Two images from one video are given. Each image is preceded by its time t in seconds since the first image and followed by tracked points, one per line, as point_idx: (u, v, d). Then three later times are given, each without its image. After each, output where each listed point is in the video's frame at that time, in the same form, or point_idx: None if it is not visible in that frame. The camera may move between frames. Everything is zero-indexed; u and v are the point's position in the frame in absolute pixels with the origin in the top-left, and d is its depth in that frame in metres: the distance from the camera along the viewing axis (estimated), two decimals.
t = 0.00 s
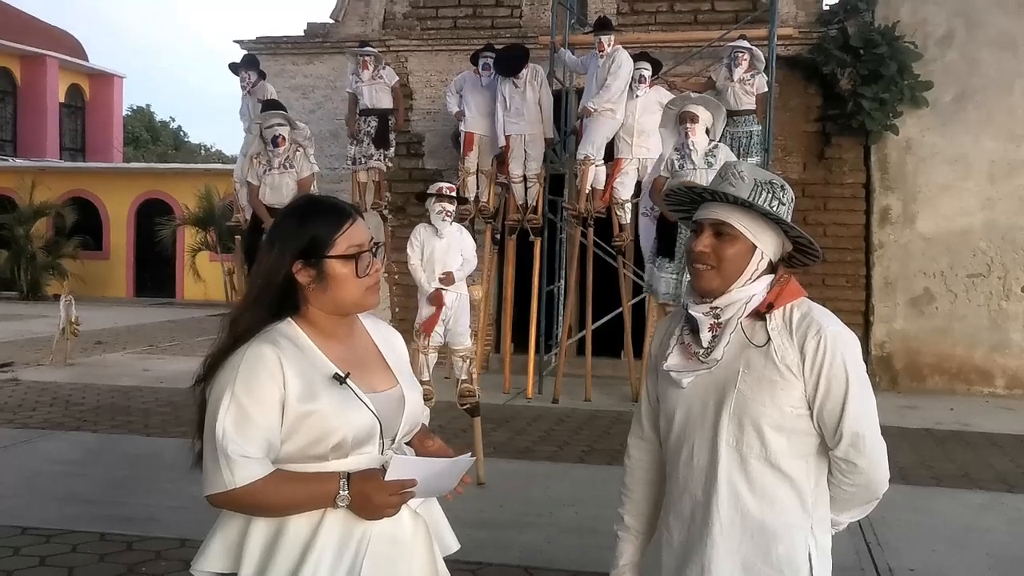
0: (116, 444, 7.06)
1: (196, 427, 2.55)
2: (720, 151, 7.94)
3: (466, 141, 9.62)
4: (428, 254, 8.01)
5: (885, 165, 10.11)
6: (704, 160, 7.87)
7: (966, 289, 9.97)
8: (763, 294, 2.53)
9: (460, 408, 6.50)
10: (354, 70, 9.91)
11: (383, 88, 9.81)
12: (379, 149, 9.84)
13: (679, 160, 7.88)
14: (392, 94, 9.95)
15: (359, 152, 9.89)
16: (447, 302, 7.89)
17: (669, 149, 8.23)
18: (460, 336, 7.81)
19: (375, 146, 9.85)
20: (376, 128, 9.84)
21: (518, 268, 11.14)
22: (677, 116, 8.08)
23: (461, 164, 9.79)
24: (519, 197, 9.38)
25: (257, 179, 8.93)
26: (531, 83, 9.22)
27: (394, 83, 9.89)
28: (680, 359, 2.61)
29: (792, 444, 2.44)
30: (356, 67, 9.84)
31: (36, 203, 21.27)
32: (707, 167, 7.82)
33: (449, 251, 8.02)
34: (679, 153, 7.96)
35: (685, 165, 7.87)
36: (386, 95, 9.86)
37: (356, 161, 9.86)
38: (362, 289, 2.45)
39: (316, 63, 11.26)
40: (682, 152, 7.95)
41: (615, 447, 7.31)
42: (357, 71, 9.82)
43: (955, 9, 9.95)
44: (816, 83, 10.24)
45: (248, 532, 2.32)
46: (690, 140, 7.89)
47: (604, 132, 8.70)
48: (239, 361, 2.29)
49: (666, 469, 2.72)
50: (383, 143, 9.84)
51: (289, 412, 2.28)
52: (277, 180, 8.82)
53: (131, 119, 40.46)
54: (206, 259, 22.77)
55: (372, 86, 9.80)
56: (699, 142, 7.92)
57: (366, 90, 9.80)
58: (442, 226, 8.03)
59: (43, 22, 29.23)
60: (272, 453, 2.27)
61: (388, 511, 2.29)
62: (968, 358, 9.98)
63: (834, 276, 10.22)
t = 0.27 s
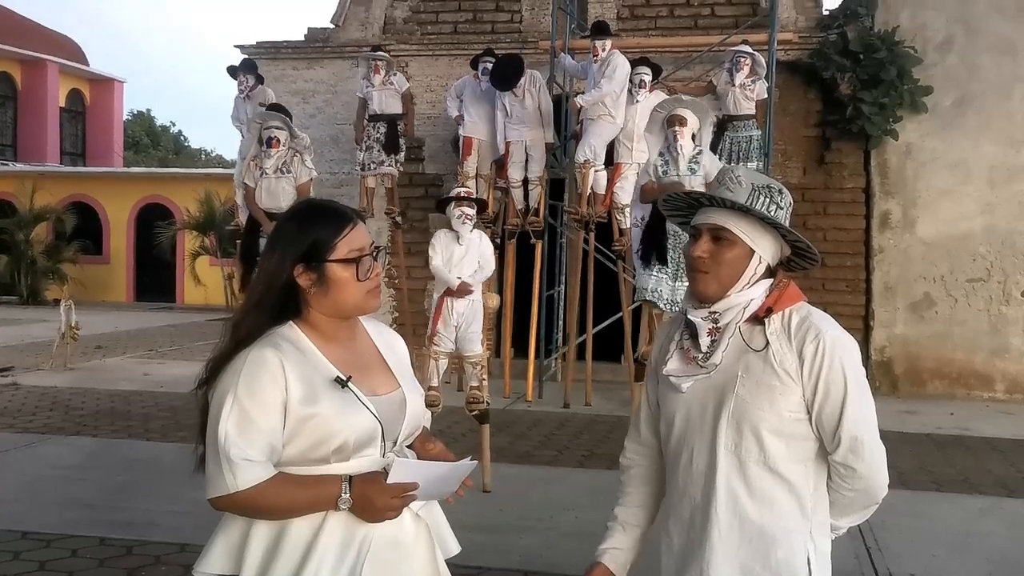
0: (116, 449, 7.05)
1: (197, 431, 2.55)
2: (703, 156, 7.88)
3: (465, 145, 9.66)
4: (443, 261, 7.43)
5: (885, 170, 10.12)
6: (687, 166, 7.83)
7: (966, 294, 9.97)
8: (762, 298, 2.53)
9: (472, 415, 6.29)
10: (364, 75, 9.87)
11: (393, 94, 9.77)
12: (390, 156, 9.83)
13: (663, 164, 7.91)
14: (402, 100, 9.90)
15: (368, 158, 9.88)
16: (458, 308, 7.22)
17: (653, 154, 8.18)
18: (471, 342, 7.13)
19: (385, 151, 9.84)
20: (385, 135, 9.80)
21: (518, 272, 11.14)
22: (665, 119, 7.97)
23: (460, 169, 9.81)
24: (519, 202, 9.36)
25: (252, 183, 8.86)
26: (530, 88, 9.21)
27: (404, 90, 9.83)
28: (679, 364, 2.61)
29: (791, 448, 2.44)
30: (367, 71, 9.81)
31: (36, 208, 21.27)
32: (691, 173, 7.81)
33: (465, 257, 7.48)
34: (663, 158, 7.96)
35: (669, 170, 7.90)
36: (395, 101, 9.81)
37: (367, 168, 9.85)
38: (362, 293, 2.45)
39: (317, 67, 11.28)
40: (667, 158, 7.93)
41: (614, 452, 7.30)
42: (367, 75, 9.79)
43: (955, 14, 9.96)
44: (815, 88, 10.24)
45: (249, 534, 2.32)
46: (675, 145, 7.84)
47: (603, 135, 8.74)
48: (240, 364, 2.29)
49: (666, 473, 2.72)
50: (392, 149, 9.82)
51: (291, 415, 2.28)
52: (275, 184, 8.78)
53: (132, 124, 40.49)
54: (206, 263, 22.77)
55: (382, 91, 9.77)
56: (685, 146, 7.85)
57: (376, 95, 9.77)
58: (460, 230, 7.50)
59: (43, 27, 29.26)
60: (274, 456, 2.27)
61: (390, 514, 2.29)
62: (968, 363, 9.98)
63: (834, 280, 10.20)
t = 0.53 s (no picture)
0: (115, 451, 7.05)
1: (196, 433, 2.54)
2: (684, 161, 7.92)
3: (463, 147, 9.65)
4: (457, 263, 7.29)
5: (885, 172, 10.13)
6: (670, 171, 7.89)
7: (966, 297, 9.97)
8: (762, 301, 2.54)
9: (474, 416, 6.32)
10: (376, 76, 9.89)
11: (401, 99, 9.77)
12: (403, 160, 9.79)
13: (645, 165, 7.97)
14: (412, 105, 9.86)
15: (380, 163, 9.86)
16: (466, 309, 7.12)
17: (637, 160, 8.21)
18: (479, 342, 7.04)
19: (397, 156, 9.81)
20: (396, 139, 9.79)
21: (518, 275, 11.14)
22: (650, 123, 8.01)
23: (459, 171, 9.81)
24: (518, 205, 9.30)
25: (252, 182, 8.85)
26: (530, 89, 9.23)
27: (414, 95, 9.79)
28: (679, 366, 2.60)
29: (791, 451, 2.44)
30: (379, 73, 9.84)
31: (36, 211, 21.27)
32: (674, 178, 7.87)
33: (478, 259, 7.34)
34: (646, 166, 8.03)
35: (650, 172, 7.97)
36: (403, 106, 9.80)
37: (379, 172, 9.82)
38: (361, 296, 2.45)
39: (317, 70, 11.29)
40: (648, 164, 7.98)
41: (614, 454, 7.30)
42: (379, 77, 9.85)
43: (955, 16, 9.97)
44: (815, 91, 10.25)
45: (247, 535, 2.32)
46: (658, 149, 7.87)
47: (602, 138, 8.81)
48: (239, 366, 2.30)
49: (664, 474, 2.71)
50: (405, 152, 9.78)
51: (289, 417, 2.29)
52: (275, 185, 8.77)
53: (131, 126, 40.51)
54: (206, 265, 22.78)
55: (390, 96, 9.80)
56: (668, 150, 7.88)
57: (384, 99, 9.79)
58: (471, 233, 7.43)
59: (43, 29, 29.28)
60: (272, 457, 2.27)
61: (388, 515, 2.29)
62: (968, 366, 9.98)
63: (834, 283, 10.20)
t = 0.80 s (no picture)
0: (115, 451, 7.05)
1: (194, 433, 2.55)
2: (689, 161, 7.93)
3: (462, 147, 9.65)
4: (453, 265, 7.33)
5: (885, 172, 10.13)
6: (676, 170, 7.88)
7: (966, 296, 9.97)
8: (762, 301, 2.54)
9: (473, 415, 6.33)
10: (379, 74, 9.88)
11: (405, 99, 9.74)
12: (408, 159, 9.81)
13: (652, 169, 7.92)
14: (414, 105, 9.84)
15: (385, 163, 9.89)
16: (465, 310, 7.13)
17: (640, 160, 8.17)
18: (478, 342, 6.98)
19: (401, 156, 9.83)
20: (398, 137, 9.81)
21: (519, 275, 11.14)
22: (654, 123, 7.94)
23: (459, 171, 9.83)
24: (518, 204, 9.33)
25: (253, 183, 8.86)
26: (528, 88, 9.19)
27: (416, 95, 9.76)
28: (680, 366, 2.60)
29: (793, 450, 2.44)
30: (382, 71, 9.82)
31: (36, 211, 21.28)
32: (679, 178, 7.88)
33: (474, 259, 7.35)
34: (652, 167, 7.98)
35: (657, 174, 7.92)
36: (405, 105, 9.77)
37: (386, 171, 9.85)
38: (355, 295, 2.45)
39: (317, 70, 11.29)
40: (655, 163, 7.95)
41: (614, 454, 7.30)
42: (384, 76, 9.81)
43: (955, 16, 9.97)
44: (815, 91, 10.25)
45: (245, 535, 2.32)
46: (665, 149, 7.86)
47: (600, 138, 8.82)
48: (235, 366, 2.31)
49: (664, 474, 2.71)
50: (410, 152, 9.80)
51: (285, 416, 2.29)
52: (277, 189, 8.80)
53: (131, 126, 40.52)
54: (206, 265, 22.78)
55: (394, 94, 9.77)
56: (674, 150, 7.88)
57: (388, 98, 9.79)
58: (466, 234, 7.42)
59: (43, 30, 29.28)
60: (268, 457, 2.27)
61: (384, 514, 2.29)
62: (968, 365, 9.98)
63: (834, 282, 10.20)
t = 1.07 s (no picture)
0: (115, 451, 7.06)
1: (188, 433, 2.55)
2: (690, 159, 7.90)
3: (462, 146, 9.66)
4: (443, 269, 7.35)
5: (884, 171, 10.13)
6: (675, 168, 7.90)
7: (965, 295, 9.98)
8: (763, 303, 2.54)
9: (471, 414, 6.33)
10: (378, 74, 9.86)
11: (403, 98, 9.75)
12: (407, 159, 9.82)
13: (654, 165, 8.03)
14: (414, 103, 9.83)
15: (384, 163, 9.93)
16: (460, 309, 7.10)
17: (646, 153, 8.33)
18: (475, 340, 6.97)
19: (399, 155, 9.85)
20: (398, 137, 9.83)
21: (519, 274, 11.14)
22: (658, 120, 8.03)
23: (458, 170, 9.83)
24: (515, 203, 9.36)
25: (250, 182, 8.88)
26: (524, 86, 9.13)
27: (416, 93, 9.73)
28: (682, 371, 2.60)
29: (796, 453, 2.44)
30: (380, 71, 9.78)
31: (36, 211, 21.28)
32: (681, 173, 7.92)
33: (464, 258, 7.37)
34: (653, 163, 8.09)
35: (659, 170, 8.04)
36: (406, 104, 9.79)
37: (385, 171, 9.87)
38: (350, 295, 2.46)
39: (316, 70, 11.28)
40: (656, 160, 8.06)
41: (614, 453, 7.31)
42: (382, 75, 9.80)
43: (954, 15, 9.97)
44: (814, 90, 10.25)
45: (238, 536, 2.32)
46: (665, 146, 7.94)
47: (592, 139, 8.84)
48: (228, 367, 2.32)
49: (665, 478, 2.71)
50: (409, 153, 9.81)
51: (278, 417, 2.30)
52: (275, 188, 8.82)
53: (131, 126, 40.52)
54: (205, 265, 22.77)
55: (393, 93, 9.78)
56: (673, 148, 7.93)
57: (387, 97, 9.79)
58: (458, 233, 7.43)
59: (42, 30, 29.27)
60: (261, 458, 2.28)
61: (376, 514, 2.29)
62: (968, 365, 9.99)
63: (834, 282, 10.20)
